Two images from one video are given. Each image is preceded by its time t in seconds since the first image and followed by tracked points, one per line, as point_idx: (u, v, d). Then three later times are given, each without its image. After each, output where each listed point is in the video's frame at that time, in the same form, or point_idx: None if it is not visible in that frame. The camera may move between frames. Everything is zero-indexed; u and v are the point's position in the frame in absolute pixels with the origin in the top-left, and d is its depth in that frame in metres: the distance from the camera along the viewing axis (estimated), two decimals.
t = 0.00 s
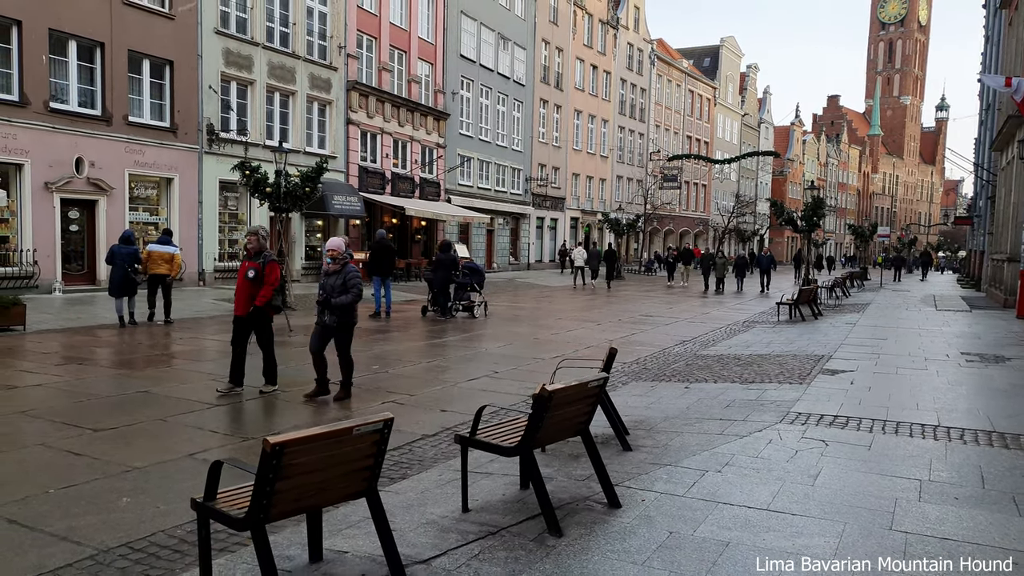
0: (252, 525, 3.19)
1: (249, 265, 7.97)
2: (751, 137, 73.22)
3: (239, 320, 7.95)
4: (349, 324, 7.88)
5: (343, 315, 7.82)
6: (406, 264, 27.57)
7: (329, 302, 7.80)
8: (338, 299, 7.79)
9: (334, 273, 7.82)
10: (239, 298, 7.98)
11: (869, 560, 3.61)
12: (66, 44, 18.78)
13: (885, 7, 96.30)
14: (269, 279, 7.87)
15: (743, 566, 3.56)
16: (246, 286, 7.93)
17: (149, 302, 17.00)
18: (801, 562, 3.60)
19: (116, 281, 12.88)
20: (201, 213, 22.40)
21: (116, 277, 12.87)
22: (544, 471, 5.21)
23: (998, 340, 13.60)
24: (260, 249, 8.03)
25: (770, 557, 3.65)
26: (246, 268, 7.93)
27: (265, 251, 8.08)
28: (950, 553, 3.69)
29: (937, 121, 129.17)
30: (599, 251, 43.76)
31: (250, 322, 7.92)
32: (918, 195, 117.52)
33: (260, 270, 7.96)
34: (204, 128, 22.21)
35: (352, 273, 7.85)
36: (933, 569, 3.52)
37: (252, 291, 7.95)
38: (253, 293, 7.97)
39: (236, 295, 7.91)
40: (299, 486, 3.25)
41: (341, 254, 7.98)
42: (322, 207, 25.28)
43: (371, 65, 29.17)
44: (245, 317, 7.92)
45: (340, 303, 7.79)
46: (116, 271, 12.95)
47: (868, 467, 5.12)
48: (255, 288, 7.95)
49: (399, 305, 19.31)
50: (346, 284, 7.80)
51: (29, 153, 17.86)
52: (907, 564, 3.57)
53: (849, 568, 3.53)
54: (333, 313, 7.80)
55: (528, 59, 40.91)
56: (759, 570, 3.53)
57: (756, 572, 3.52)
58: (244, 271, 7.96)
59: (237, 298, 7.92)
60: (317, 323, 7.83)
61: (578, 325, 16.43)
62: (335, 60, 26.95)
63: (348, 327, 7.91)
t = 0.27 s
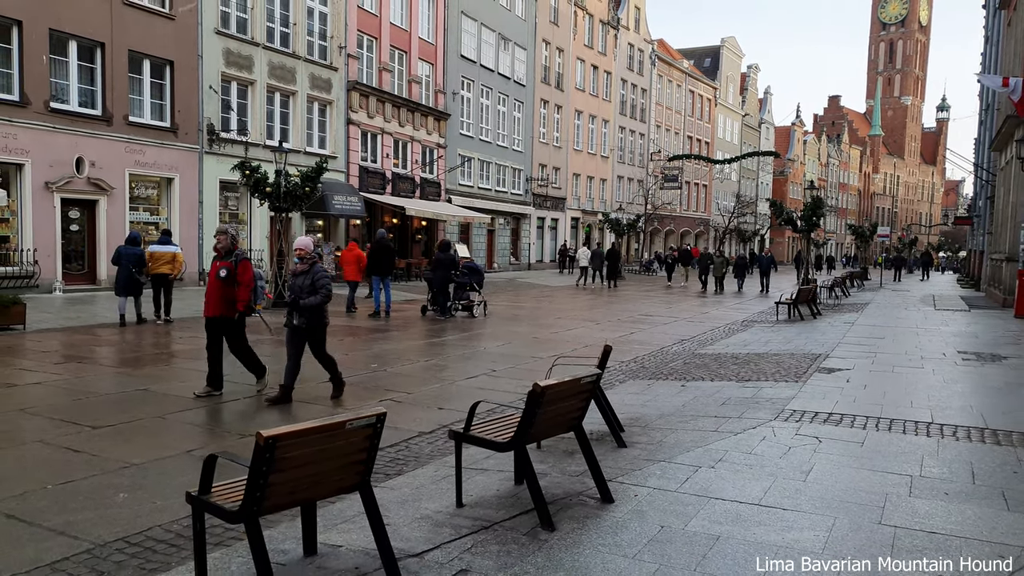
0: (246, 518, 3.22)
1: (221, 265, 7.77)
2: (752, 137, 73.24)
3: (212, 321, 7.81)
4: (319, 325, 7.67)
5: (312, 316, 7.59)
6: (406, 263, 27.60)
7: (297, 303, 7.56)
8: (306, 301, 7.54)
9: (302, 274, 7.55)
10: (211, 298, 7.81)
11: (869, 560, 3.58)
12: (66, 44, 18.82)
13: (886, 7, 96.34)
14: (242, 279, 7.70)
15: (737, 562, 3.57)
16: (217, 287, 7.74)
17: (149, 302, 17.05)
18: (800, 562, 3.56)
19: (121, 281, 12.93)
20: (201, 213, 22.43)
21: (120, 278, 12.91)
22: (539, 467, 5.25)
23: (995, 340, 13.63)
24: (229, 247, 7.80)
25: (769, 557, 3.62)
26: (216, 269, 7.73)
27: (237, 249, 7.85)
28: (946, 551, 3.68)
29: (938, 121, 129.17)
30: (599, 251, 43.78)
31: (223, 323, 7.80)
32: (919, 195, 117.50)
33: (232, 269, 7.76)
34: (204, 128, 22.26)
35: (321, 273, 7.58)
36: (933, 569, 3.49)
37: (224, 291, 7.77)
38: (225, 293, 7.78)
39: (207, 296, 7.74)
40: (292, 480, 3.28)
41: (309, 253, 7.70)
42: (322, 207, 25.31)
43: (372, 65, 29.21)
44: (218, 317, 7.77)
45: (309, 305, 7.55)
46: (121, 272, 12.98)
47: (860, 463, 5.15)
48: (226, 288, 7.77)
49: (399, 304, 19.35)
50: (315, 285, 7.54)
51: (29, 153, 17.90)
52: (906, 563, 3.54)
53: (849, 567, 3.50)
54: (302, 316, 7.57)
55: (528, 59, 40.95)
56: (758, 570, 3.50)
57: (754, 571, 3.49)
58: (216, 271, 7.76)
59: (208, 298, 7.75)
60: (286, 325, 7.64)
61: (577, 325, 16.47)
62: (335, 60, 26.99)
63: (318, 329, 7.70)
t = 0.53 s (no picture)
0: (242, 510, 3.26)
1: (196, 262, 7.51)
2: (752, 137, 73.28)
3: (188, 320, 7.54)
4: (290, 323, 7.24)
5: (282, 314, 7.17)
6: (406, 263, 27.65)
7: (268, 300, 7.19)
8: (277, 298, 7.16)
9: (274, 270, 7.18)
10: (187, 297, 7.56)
11: (868, 559, 3.57)
12: (67, 43, 18.85)
13: (887, 8, 96.39)
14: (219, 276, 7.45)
15: (730, 557, 3.59)
16: (193, 285, 7.49)
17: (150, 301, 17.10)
18: (800, 561, 3.54)
19: (129, 278, 13.00)
20: (201, 212, 22.48)
21: (128, 275, 12.97)
22: (534, 463, 5.28)
23: (993, 339, 13.67)
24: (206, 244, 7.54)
25: (768, 556, 3.61)
26: (192, 266, 7.50)
27: (213, 246, 7.58)
28: (941, 547, 3.70)
29: (938, 122, 129.20)
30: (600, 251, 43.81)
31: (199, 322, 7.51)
32: (919, 195, 117.54)
33: (209, 267, 7.49)
34: (205, 128, 22.30)
35: (293, 270, 7.21)
36: (933, 569, 3.48)
37: (199, 289, 7.51)
38: (203, 292, 7.51)
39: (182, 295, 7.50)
40: (288, 473, 3.32)
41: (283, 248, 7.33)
42: (322, 207, 25.35)
43: (372, 65, 29.24)
44: (196, 316, 7.51)
45: (279, 302, 7.16)
46: (129, 269, 13.03)
47: (854, 460, 5.18)
48: (202, 286, 7.50)
49: (399, 304, 19.39)
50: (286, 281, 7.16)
51: (29, 152, 17.94)
52: (906, 563, 3.53)
53: (848, 567, 3.49)
54: (272, 313, 7.16)
55: (529, 59, 40.98)
56: (758, 569, 3.47)
57: (755, 570, 3.46)
58: (191, 268, 7.51)
59: (183, 297, 7.49)
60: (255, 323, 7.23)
61: (576, 324, 16.50)
62: (335, 60, 27.03)
63: (290, 327, 7.27)
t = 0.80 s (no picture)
0: (237, 509, 3.26)
1: (167, 265, 7.29)
2: (753, 137, 73.30)
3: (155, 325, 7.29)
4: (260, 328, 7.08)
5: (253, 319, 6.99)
6: (406, 263, 27.66)
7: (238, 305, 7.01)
8: (248, 302, 6.98)
9: (246, 274, 7.02)
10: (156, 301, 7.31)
11: (869, 560, 3.56)
12: (66, 43, 18.86)
13: (887, 8, 96.41)
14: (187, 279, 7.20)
15: (726, 555, 3.60)
16: (162, 288, 7.26)
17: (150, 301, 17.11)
18: (800, 562, 3.54)
19: (133, 277, 13.10)
20: (201, 212, 22.49)
21: (133, 274, 13.09)
22: (531, 462, 5.29)
23: (992, 339, 13.69)
24: (177, 247, 7.33)
25: (768, 556, 3.59)
26: (162, 269, 7.28)
27: (186, 249, 7.38)
28: (936, 546, 3.71)
29: (938, 122, 129.24)
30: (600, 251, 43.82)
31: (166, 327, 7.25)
32: (920, 195, 117.57)
33: (179, 270, 7.27)
34: (205, 128, 22.32)
35: (266, 274, 7.05)
36: (932, 569, 3.47)
37: (168, 293, 7.27)
38: (172, 296, 7.27)
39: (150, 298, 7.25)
40: (284, 471, 3.33)
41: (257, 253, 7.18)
42: (322, 207, 25.37)
43: (372, 65, 29.25)
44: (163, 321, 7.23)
45: (250, 307, 6.98)
46: (133, 268, 13.12)
47: (849, 459, 5.19)
48: (171, 290, 7.27)
49: (399, 304, 19.40)
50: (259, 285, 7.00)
51: (29, 152, 17.95)
52: (905, 563, 3.52)
53: (848, 567, 3.48)
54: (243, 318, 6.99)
55: (529, 59, 41.00)
56: (757, 570, 3.46)
57: (755, 571, 3.45)
58: (161, 271, 7.29)
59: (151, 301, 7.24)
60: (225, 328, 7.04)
61: (576, 324, 16.51)
62: (335, 60, 27.04)
63: (259, 331, 7.11)
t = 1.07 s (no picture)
0: (233, 509, 3.26)
1: (139, 262, 7.16)
2: (753, 138, 73.32)
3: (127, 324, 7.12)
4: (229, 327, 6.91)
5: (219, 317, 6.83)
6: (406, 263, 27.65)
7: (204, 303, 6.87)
8: (214, 300, 6.83)
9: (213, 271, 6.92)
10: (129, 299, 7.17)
11: (868, 560, 3.56)
12: (65, 43, 18.86)
13: (887, 9, 96.42)
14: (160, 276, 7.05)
15: (724, 555, 3.61)
16: (134, 286, 7.13)
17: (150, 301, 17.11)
18: (800, 562, 3.54)
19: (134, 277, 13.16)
20: (201, 212, 22.50)
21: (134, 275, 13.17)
22: (529, 462, 5.30)
23: (992, 338, 13.68)
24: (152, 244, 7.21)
25: (768, 556, 3.59)
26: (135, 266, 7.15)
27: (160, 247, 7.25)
28: (933, 546, 3.71)
29: (938, 123, 129.27)
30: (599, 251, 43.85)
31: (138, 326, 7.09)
32: (919, 196, 117.60)
33: (151, 267, 7.12)
34: (204, 127, 22.32)
35: (233, 272, 6.95)
36: (932, 569, 3.46)
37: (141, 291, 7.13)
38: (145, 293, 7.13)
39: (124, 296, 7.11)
40: (281, 471, 3.33)
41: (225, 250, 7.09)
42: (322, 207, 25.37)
43: (372, 65, 29.25)
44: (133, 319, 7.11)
45: (215, 305, 6.83)
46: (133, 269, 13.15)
47: (847, 459, 5.20)
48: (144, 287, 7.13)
49: (398, 304, 19.39)
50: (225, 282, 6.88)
51: (28, 152, 17.94)
52: (905, 563, 3.52)
53: (849, 567, 3.48)
54: (208, 316, 6.83)
55: (530, 59, 41.01)
56: (757, 569, 3.47)
57: (754, 571, 3.45)
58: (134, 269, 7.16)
59: (124, 298, 7.11)
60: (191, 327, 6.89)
61: (575, 324, 16.51)
62: (335, 60, 27.05)
63: (228, 331, 6.94)
